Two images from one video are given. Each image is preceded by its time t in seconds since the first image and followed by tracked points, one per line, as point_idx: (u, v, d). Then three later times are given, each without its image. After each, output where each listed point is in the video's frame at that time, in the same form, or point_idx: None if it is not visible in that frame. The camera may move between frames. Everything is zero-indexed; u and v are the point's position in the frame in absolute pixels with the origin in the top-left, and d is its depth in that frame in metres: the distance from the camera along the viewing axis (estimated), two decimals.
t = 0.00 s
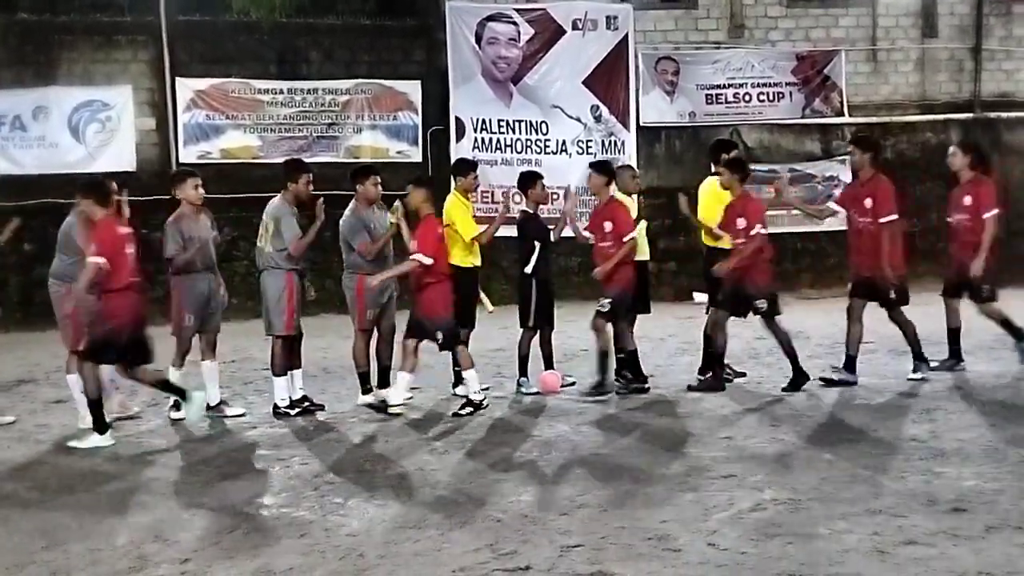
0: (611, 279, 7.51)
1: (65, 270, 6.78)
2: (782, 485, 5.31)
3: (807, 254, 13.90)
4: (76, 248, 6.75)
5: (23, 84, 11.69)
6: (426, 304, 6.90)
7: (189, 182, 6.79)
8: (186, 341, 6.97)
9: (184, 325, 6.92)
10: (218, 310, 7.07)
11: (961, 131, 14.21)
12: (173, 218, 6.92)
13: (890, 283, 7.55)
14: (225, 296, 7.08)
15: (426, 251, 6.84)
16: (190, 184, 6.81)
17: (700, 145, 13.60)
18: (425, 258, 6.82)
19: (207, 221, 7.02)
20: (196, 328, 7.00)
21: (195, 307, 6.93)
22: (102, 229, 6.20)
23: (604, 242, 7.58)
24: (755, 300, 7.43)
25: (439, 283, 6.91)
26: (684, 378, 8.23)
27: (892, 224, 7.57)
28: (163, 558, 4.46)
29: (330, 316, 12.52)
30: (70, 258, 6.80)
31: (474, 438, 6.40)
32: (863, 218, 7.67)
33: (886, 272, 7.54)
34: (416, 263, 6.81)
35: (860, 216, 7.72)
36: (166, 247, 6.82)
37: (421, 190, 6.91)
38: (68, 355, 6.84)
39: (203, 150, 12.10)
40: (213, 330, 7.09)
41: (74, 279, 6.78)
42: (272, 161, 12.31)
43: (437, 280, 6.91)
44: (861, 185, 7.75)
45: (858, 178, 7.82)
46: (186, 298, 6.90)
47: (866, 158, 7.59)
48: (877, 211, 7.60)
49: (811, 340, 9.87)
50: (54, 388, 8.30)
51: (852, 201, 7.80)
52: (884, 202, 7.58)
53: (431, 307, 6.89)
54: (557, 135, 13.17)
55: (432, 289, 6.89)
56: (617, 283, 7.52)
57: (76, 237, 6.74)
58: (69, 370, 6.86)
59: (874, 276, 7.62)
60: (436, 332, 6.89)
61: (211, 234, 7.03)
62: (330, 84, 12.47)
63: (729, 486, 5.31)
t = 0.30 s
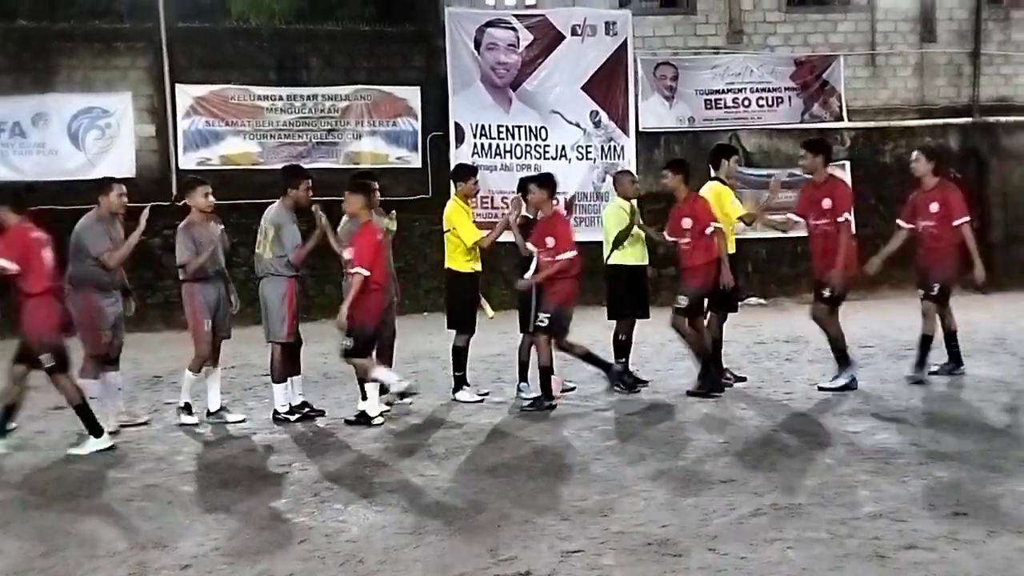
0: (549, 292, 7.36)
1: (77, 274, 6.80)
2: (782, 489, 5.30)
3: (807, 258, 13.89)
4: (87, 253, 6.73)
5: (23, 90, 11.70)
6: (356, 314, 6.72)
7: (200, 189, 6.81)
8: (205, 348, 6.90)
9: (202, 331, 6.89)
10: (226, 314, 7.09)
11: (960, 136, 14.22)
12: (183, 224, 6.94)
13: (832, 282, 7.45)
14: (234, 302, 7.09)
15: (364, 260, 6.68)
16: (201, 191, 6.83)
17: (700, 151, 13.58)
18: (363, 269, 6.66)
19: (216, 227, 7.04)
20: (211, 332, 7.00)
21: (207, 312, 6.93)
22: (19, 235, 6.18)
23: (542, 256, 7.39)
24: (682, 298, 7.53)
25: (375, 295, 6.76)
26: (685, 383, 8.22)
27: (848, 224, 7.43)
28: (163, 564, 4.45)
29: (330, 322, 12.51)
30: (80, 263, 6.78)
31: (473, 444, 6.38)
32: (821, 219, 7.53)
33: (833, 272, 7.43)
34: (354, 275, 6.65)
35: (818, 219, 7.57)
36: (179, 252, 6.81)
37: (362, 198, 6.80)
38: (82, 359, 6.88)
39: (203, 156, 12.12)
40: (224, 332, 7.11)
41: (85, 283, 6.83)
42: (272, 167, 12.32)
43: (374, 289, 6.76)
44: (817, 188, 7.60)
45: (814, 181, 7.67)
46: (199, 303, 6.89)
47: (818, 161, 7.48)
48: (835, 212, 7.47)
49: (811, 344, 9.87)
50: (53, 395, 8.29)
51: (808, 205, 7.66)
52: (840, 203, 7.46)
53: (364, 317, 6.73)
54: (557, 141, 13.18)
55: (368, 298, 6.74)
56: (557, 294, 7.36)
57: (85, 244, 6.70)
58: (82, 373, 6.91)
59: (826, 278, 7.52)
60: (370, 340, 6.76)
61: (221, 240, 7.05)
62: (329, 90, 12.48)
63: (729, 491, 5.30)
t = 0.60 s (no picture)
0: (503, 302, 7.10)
1: (84, 276, 6.71)
2: (783, 494, 5.30)
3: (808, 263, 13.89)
4: (93, 254, 6.70)
5: (24, 95, 11.71)
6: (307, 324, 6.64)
7: (201, 193, 6.79)
8: (203, 355, 6.95)
9: (201, 335, 6.89)
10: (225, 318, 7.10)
11: (960, 141, 14.26)
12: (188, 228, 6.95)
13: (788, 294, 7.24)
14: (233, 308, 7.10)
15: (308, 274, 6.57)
16: (201, 195, 6.82)
17: (700, 155, 13.62)
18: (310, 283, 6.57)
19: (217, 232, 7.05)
20: (210, 338, 7.00)
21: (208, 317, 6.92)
22: None
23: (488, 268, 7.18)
24: (631, 309, 7.34)
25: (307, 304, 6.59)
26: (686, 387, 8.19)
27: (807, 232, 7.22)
28: (163, 569, 4.45)
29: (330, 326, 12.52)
30: (86, 264, 6.73)
31: (473, 449, 6.38)
32: (775, 229, 7.31)
33: (788, 283, 7.25)
34: (304, 292, 6.55)
35: (772, 228, 7.34)
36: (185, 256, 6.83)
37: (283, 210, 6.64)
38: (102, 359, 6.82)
39: (203, 160, 12.12)
40: (223, 338, 7.11)
41: (93, 284, 6.72)
42: (272, 171, 12.32)
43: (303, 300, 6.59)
44: (769, 199, 7.41)
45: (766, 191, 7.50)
46: (202, 306, 6.88)
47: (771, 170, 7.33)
48: (791, 220, 7.25)
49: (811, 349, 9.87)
50: (55, 399, 8.29)
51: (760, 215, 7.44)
52: (796, 212, 7.23)
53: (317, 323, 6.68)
54: (557, 145, 13.19)
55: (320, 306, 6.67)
56: (511, 300, 7.09)
57: (91, 245, 6.70)
58: (102, 375, 6.85)
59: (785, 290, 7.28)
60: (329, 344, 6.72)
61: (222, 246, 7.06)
62: (330, 94, 12.48)
63: (730, 496, 5.30)
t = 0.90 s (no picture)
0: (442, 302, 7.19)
1: (93, 281, 6.72)
2: (785, 495, 5.30)
3: (810, 264, 13.88)
4: (100, 259, 6.72)
5: (26, 96, 11.73)
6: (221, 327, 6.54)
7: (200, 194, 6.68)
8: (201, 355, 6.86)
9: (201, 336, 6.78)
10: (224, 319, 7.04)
11: (962, 141, 14.25)
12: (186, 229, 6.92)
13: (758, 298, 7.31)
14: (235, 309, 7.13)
15: (216, 274, 6.45)
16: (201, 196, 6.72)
17: (701, 156, 13.62)
18: (214, 284, 6.44)
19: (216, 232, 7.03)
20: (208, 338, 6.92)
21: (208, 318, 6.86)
22: None
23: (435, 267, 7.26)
24: (603, 318, 7.28)
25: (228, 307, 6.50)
26: (688, 388, 8.19)
27: (751, 232, 7.20)
28: (166, 569, 4.46)
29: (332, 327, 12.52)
30: (93, 269, 6.75)
31: (475, 449, 6.38)
32: (726, 230, 7.30)
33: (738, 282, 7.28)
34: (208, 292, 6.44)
35: (723, 229, 7.33)
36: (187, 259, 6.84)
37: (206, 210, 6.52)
38: (104, 364, 6.79)
39: (205, 162, 12.13)
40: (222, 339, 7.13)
41: (102, 289, 6.73)
42: (274, 172, 12.33)
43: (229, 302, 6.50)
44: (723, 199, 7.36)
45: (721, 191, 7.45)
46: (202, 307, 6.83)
47: (722, 171, 7.29)
48: (738, 222, 7.22)
49: (813, 350, 9.87)
50: (57, 400, 8.30)
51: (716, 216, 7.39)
52: (744, 207, 7.20)
53: (229, 329, 6.52)
54: (558, 146, 13.20)
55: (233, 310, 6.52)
56: (453, 304, 7.15)
57: (98, 249, 6.70)
58: (105, 380, 6.81)
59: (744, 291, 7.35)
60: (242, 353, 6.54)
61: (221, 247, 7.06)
62: (332, 95, 12.49)
63: (732, 496, 5.30)
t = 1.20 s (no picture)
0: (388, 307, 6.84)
1: (93, 283, 6.75)
2: (784, 495, 5.29)
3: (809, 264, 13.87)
4: (101, 260, 6.73)
5: (25, 98, 11.73)
6: (152, 334, 6.22)
7: (191, 195, 6.74)
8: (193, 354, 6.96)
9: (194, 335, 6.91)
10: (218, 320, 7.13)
11: (960, 140, 14.26)
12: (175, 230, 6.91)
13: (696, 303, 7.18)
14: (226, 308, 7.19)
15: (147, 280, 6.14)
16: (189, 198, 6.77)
17: (700, 156, 13.61)
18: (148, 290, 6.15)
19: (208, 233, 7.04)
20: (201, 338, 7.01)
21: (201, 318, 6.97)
22: None
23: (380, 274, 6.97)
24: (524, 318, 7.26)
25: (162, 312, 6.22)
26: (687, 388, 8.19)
27: (692, 235, 7.20)
28: (165, 570, 4.45)
29: (331, 327, 12.52)
30: (94, 270, 6.78)
31: (475, 450, 6.38)
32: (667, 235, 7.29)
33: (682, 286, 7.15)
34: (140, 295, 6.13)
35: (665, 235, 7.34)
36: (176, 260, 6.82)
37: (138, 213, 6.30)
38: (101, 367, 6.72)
39: (204, 162, 12.11)
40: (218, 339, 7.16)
41: (102, 291, 6.76)
42: (273, 173, 12.32)
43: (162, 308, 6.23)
44: (664, 205, 7.41)
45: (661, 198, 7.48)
46: (195, 308, 6.92)
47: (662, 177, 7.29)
48: (678, 226, 7.23)
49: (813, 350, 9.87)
50: (56, 401, 8.30)
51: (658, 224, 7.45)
52: (684, 215, 7.23)
53: (158, 338, 6.21)
54: (557, 146, 13.19)
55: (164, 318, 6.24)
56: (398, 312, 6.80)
57: (99, 250, 6.70)
58: (103, 383, 6.72)
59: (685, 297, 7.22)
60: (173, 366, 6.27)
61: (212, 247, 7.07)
62: (330, 96, 12.49)
63: (732, 496, 5.30)
